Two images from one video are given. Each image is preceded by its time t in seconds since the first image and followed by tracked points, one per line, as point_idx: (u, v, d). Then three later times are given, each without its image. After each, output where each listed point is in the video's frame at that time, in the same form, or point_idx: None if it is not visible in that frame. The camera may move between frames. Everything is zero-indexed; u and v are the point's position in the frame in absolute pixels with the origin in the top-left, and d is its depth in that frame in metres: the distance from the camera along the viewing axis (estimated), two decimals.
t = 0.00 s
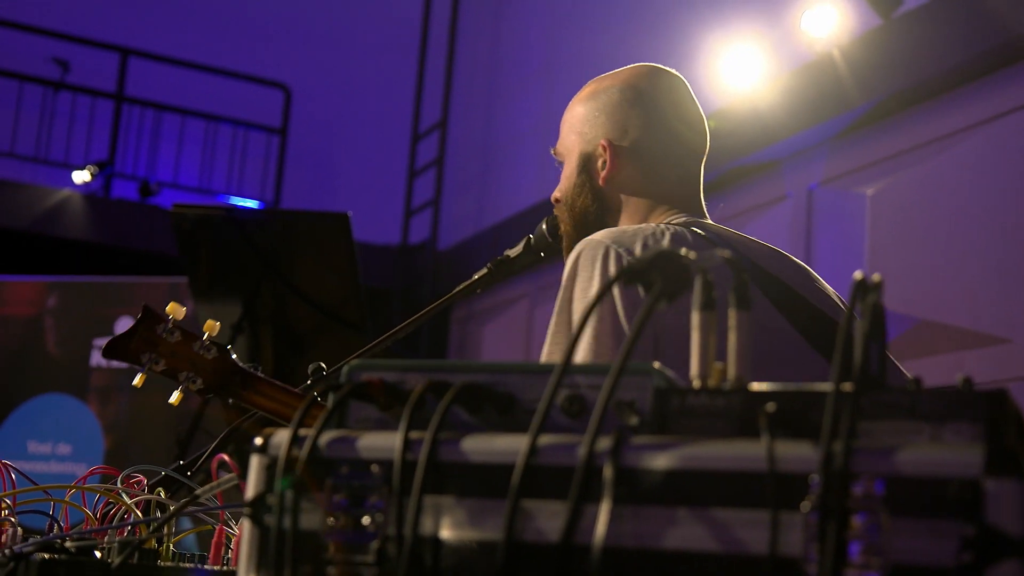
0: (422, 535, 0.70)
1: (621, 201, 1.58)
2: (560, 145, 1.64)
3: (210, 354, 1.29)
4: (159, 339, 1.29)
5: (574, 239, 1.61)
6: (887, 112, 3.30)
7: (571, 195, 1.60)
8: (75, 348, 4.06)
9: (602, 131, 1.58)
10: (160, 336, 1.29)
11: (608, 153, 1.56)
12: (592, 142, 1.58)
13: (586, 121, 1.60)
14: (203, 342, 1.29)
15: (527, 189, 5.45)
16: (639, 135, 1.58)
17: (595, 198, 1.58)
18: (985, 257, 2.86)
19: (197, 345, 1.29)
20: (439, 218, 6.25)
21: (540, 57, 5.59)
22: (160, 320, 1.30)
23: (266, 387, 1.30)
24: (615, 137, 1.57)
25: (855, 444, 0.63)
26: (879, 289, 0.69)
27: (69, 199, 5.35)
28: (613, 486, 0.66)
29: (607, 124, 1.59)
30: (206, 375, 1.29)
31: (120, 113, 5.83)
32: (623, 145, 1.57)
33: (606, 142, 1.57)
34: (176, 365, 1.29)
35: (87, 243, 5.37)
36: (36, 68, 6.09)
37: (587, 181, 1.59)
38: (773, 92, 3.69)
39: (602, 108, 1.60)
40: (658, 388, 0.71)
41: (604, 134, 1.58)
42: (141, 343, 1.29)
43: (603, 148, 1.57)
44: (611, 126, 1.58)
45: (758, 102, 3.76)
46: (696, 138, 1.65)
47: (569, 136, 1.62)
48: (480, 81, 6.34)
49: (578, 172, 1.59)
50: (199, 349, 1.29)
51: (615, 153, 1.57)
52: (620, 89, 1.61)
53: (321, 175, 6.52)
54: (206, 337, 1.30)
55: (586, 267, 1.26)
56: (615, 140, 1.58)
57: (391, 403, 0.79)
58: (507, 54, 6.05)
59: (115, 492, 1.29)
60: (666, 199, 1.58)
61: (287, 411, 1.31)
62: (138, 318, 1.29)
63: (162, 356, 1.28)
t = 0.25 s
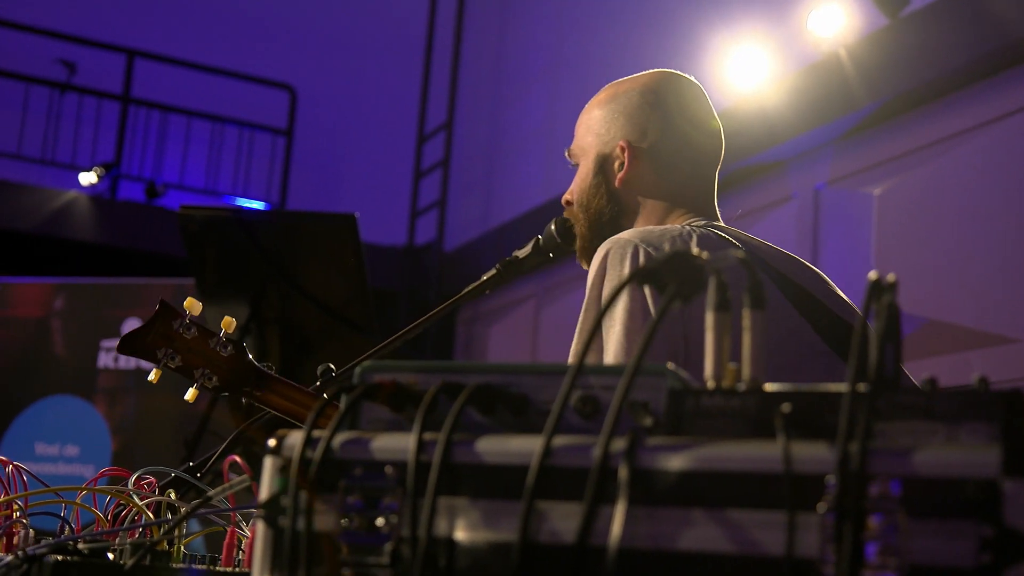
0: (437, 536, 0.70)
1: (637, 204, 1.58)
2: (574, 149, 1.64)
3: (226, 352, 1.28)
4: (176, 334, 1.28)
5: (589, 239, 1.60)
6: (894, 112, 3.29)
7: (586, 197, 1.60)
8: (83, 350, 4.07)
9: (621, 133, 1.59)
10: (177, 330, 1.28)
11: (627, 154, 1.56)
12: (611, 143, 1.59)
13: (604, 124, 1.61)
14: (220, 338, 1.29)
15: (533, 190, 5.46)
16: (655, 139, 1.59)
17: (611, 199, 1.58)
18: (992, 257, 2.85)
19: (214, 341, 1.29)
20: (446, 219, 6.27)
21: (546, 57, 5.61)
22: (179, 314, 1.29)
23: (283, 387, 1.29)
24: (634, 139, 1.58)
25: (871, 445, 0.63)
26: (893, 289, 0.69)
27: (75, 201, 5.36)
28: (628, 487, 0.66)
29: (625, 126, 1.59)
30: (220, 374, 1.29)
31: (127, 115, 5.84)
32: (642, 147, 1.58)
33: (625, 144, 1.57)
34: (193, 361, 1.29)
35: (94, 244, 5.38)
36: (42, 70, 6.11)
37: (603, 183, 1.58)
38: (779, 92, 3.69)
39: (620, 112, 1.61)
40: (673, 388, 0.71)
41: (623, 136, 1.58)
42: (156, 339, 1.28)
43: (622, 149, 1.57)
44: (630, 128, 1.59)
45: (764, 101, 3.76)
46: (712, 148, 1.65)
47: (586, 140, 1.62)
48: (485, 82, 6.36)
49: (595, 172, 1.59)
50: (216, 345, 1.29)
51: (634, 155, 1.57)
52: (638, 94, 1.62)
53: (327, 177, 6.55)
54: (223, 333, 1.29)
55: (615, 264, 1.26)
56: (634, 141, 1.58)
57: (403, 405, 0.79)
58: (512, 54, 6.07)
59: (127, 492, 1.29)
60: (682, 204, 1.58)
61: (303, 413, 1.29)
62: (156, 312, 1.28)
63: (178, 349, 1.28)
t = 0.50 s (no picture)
0: (454, 535, 0.70)
1: (662, 176, 1.59)
2: (595, 137, 1.64)
3: (240, 312, 1.43)
4: (195, 294, 1.44)
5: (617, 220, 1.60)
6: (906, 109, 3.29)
7: (613, 179, 1.59)
8: (96, 349, 4.08)
9: (643, 109, 1.59)
10: (195, 290, 1.44)
11: (651, 128, 1.56)
12: (634, 121, 1.59)
13: (625, 105, 1.61)
14: (236, 301, 1.44)
15: (542, 189, 5.46)
16: (676, 116, 1.59)
17: (637, 175, 1.59)
18: (1003, 255, 2.85)
19: (231, 304, 1.44)
20: (456, 217, 6.27)
21: (555, 56, 5.59)
22: (198, 276, 1.44)
23: (293, 347, 1.43)
24: (657, 114, 1.58)
25: (891, 442, 0.63)
26: (912, 285, 0.69)
27: (86, 201, 5.37)
28: (645, 485, 0.66)
29: (646, 103, 1.59)
30: (234, 333, 1.44)
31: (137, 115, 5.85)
32: (665, 122, 1.58)
33: (649, 118, 1.57)
34: (209, 320, 1.44)
35: (104, 245, 5.39)
36: (53, 71, 6.13)
37: (628, 162, 1.59)
38: (790, 89, 3.68)
39: (642, 92, 1.61)
40: (691, 386, 0.70)
41: (645, 112, 1.59)
42: (175, 299, 1.44)
43: (646, 123, 1.57)
44: (652, 104, 1.59)
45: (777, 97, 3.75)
46: (733, 130, 1.65)
47: (606, 125, 1.62)
48: (495, 80, 6.35)
49: (620, 154, 1.59)
50: (233, 307, 1.44)
51: (657, 128, 1.57)
52: (657, 74, 1.63)
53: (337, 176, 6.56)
54: (240, 297, 1.45)
55: (620, 244, 1.28)
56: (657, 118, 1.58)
57: (420, 402, 0.79)
58: (522, 52, 6.06)
59: (141, 490, 1.30)
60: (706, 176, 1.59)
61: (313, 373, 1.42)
62: (176, 274, 1.43)
63: (196, 309, 1.44)
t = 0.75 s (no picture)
0: (451, 537, 0.70)
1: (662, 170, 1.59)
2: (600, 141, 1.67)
3: (246, 292, 1.46)
4: (203, 274, 1.48)
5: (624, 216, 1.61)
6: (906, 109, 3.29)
7: (617, 178, 1.61)
8: (98, 353, 4.09)
9: (643, 107, 1.60)
10: (204, 270, 1.48)
11: (651, 121, 1.57)
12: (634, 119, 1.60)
13: (625, 108, 1.63)
14: (243, 282, 1.46)
15: (543, 191, 5.46)
16: (677, 111, 1.60)
17: (642, 170, 1.60)
18: (1002, 254, 2.85)
19: (238, 285, 1.47)
20: (457, 219, 6.27)
21: (556, 57, 5.59)
22: (208, 257, 1.48)
23: (295, 327, 1.42)
24: (657, 108, 1.59)
25: (888, 443, 0.63)
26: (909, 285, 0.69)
27: (86, 205, 5.38)
28: (642, 486, 0.66)
29: (647, 100, 1.61)
30: (240, 312, 1.45)
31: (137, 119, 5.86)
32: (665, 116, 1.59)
33: (648, 111, 1.58)
34: (216, 299, 1.48)
35: (105, 249, 5.40)
36: (53, 75, 6.14)
37: (631, 160, 1.60)
38: (790, 89, 3.68)
39: (642, 92, 1.63)
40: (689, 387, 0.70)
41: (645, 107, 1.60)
42: (185, 278, 1.48)
43: (647, 117, 1.58)
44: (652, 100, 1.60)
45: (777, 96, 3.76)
46: (734, 127, 1.64)
47: (610, 129, 1.65)
48: (496, 82, 6.35)
49: (623, 153, 1.61)
50: (240, 288, 1.47)
51: (657, 120, 1.58)
52: (655, 76, 1.64)
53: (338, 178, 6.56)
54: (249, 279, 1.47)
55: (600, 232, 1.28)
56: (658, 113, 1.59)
57: (417, 405, 0.79)
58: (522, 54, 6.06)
59: (141, 494, 1.30)
60: (707, 166, 1.58)
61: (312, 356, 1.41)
62: (185, 254, 1.48)
63: (204, 289, 1.48)
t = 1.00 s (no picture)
0: (455, 546, 0.70)
1: (663, 187, 1.59)
2: (597, 160, 1.67)
3: (255, 326, 1.48)
4: (210, 309, 1.49)
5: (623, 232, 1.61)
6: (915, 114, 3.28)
7: (615, 194, 1.61)
8: (108, 363, 4.10)
9: (639, 123, 1.60)
10: (211, 306, 1.49)
11: (648, 139, 1.57)
12: (631, 135, 1.60)
13: (622, 123, 1.63)
14: (250, 314, 1.48)
15: (553, 197, 5.45)
16: (675, 127, 1.60)
17: (640, 188, 1.60)
18: (1012, 260, 2.84)
19: (246, 317, 1.48)
20: (467, 227, 6.27)
21: (565, 63, 5.60)
22: (213, 291, 1.49)
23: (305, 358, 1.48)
24: (655, 125, 1.59)
25: (891, 451, 0.63)
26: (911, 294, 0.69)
27: (98, 214, 5.40)
28: (645, 495, 0.66)
29: (643, 116, 1.61)
30: (248, 345, 1.48)
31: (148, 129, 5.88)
32: (662, 132, 1.59)
33: (646, 129, 1.58)
34: (224, 333, 1.49)
35: (117, 258, 5.41)
36: (64, 86, 6.16)
37: (630, 177, 1.60)
38: (799, 95, 3.68)
39: (637, 107, 1.63)
40: (692, 396, 0.70)
41: (642, 124, 1.60)
42: (193, 313, 1.49)
43: (644, 134, 1.58)
44: (648, 116, 1.60)
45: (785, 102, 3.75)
46: (730, 139, 1.65)
47: (606, 145, 1.64)
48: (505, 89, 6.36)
49: (621, 169, 1.61)
50: (247, 320, 1.48)
51: (655, 138, 1.58)
52: (650, 89, 1.64)
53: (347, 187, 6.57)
54: (255, 309, 1.48)
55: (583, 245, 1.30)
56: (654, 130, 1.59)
57: (421, 416, 0.79)
58: (531, 61, 6.07)
59: (149, 505, 1.30)
60: (705, 182, 1.59)
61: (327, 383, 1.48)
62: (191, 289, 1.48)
63: (212, 323, 1.50)
